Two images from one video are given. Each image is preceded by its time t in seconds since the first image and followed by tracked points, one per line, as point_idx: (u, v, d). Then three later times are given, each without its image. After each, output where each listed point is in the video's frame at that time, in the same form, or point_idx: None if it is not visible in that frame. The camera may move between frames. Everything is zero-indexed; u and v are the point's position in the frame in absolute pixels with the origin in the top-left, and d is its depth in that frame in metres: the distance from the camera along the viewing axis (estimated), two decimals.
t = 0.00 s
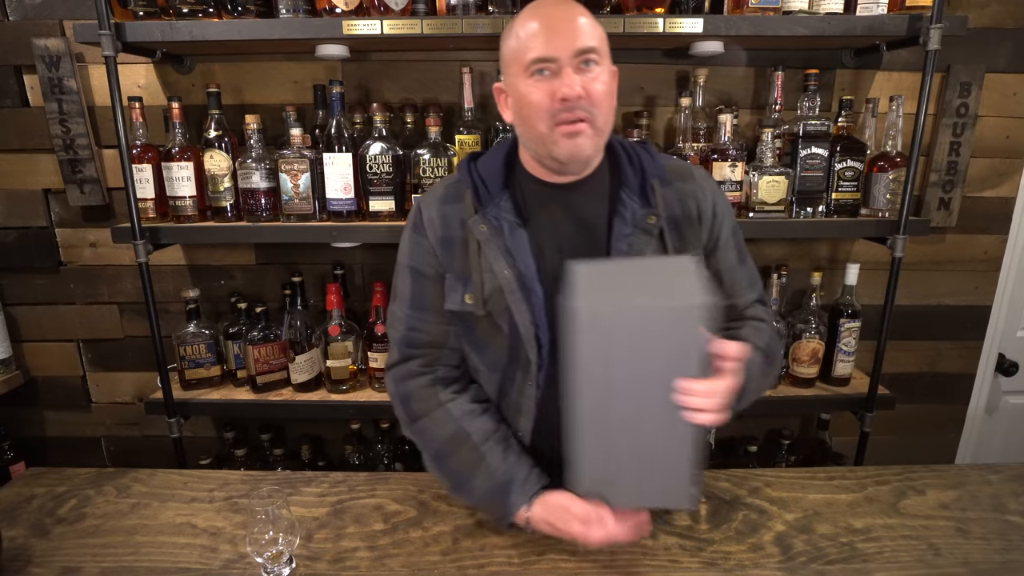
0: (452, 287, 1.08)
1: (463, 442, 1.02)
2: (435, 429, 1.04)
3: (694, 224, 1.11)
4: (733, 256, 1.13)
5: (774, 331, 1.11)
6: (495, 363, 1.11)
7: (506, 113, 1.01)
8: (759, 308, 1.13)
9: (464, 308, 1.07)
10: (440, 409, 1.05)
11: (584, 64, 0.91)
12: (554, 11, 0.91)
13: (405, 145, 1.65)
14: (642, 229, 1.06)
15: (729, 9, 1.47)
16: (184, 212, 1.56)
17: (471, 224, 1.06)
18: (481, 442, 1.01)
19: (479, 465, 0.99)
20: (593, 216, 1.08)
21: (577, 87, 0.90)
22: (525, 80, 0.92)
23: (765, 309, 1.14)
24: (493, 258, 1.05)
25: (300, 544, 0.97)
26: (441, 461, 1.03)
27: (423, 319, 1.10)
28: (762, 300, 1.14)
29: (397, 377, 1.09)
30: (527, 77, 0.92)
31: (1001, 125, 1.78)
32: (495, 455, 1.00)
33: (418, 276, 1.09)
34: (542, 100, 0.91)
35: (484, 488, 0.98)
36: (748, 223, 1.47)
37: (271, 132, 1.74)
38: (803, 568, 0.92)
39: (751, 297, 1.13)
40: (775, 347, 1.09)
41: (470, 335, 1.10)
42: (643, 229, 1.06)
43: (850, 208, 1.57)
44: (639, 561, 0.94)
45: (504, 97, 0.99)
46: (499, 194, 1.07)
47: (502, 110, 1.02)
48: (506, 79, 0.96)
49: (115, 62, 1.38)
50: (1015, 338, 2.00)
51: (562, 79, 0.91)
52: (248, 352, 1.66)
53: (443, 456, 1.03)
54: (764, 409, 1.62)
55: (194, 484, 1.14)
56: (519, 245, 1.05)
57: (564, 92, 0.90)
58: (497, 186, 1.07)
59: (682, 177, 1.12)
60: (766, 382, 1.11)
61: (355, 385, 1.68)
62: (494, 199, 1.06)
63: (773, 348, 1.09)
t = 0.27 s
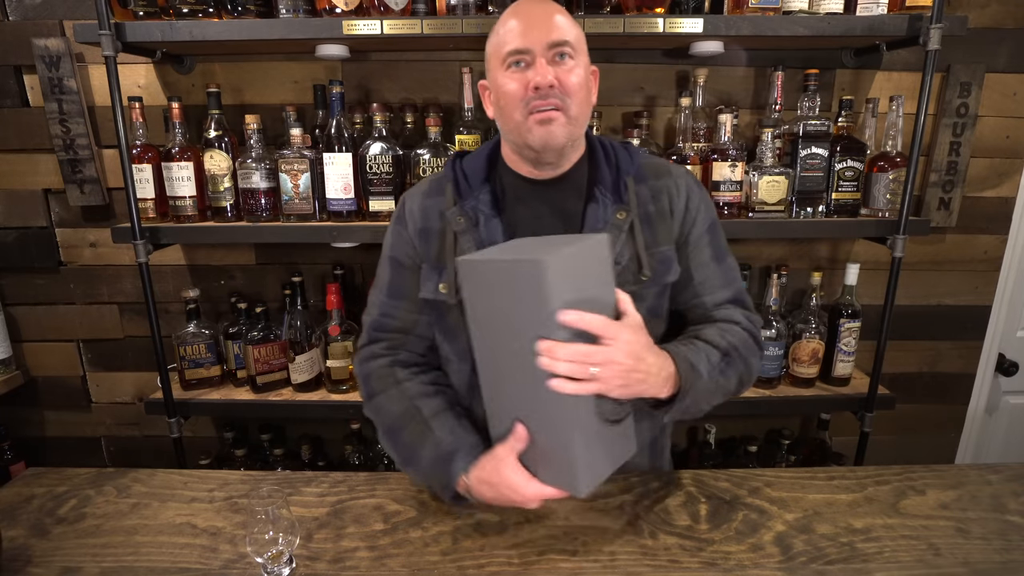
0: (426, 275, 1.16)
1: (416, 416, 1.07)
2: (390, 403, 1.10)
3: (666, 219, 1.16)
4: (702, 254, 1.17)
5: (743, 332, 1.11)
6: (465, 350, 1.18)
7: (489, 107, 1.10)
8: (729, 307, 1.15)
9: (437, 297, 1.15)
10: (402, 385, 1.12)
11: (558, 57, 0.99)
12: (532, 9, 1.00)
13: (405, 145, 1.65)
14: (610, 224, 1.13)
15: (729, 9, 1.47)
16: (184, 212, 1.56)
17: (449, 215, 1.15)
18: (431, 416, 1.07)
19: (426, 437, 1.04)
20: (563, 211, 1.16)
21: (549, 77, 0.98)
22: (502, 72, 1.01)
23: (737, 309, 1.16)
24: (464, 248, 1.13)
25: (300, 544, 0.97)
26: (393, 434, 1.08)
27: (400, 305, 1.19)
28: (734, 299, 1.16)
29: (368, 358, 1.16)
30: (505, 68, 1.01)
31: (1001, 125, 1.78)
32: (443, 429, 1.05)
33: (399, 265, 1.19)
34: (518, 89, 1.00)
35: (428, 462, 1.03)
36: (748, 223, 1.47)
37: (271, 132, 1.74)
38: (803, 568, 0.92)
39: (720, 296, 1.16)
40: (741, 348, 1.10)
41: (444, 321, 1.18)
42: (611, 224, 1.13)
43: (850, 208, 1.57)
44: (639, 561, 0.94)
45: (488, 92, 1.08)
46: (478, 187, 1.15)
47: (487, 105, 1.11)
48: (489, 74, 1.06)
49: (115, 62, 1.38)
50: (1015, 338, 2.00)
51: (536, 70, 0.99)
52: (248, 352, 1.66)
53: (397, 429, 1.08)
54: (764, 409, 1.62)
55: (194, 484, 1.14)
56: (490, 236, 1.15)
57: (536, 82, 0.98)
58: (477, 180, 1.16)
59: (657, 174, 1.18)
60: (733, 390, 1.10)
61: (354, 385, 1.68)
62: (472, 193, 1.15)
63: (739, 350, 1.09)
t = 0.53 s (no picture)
0: (408, 279, 1.19)
1: (401, 392, 1.12)
2: (376, 383, 1.15)
3: (655, 220, 1.16)
4: (695, 255, 1.17)
5: (733, 332, 1.12)
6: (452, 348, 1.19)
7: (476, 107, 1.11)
8: (720, 308, 1.16)
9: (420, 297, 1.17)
10: (388, 370, 1.16)
11: (541, 54, 1.00)
12: (515, 7, 1.01)
13: (405, 145, 1.65)
14: (597, 224, 1.14)
15: (729, 9, 1.47)
16: (184, 212, 1.56)
17: (430, 217, 1.18)
18: (414, 387, 1.13)
19: (411, 409, 1.09)
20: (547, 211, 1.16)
21: (532, 74, 0.98)
22: (487, 69, 1.02)
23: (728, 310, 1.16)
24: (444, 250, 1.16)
25: (300, 544, 0.97)
26: (381, 412, 1.12)
27: (389, 306, 1.23)
28: (726, 299, 1.17)
29: (358, 357, 1.21)
30: (489, 67, 1.01)
31: (1001, 124, 1.78)
32: (424, 396, 1.10)
33: (385, 269, 1.23)
34: (501, 86, 1.00)
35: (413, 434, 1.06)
36: (748, 222, 1.47)
37: (271, 132, 1.74)
38: (803, 568, 0.92)
39: (712, 296, 1.16)
40: (729, 348, 1.10)
41: (427, 321, 1.20)
42: (599, 224, 1.14)
43: (850, 208, 1.57)
44: (639, 561, 0.93)
45: (474, 90, 1.08)
46: (459, 190, 1.18)
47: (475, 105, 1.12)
48: (474, 73, 1.06)
49: (115, 62, 1.38)
50: (1015, 338, 2.00)
51: (520, 67, 1.00)
52: (248, 352, 1.66)
53: (384, 408, 1.12)
54: (764, 409, 1.62)
55: (194, 484, 1.14)
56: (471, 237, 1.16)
57: (519, 79, 0.99)
58: (458, 182, 1.18)
59: (646, 175, 1.18)
60: (713, 384, 1.10)
61: (354, 385, 1.68)
62: (452, 194, 1.18)
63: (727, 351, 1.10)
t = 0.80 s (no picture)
0: (404, 281, 1.20)
1: (405, 387, 1.11)
2: (379, 383, 1.14)
3: (651, 219, 1.16)
4: (690, 254, 1.17)
5: (724, 332, 1.13)
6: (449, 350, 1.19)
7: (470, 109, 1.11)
8: (716, 308, 1.16)
9: (417, 300, 1.18)
10: (390, 369, 1.15)
11: (533, 54, 1.00)
12: (507, 7, 1.01)
13: (405, 145, 1.65)
14: (594, 223, 1.15)
15: (729, 9, 1.47)
16: (184, 212, 1.56)
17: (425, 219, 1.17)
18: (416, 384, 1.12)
19: (416, 403, 1.08)
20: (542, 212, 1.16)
21: (523, 74, 0.98)
22: (479, 69, 1.02)
23: (722, 309, 1.17)
24: (441, 252, 1.16)
25: (300, 544, 0.97)
26: (384, 410, 1.11)
27: (386, 309, 1.22)
28: (720, 298, 1.17)
29: (357, 360, 1.19)
30: (482, 68, 1.02)
31: (1001, 124, 1.78)
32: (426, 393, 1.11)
33: (380, 273, 1.23)
34: (493, 86, 1.00)
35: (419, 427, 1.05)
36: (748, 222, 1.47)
37: (271, 132, 1.74)
38: (803, 568, 0.92)
39: (709, 296, 1.16)
40: (721, 348, 1.12)
41: (423, 324, 1.20)
42: (595, 223, 1.15)
43: (850, 208, 1.57)
44: (639, 561, 0.93)
45: (467, 92, 1.09)
46: (453, 192, 1.17)
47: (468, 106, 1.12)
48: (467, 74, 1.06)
49: (115, 62, 1.38)
50: (1015, 338, 2.00)
51: (512, 67, 1.00)
52: (248, 352, 1.66)
53: (387, 405, 1.11)
54: (764, 409, 1.62)
55: (194, 484, 1.14)
56: (465, 239, 1.15)
57: (510, 79, 0.99)
58: (453, 184, 1.17)
59: (640, 174, 1.18)
60: (708, 386, 1.12)
61: (354, 385, 1.68)
62: (447, 197, 1.17)
63: (718, 351, 1.11)
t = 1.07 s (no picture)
0: (398, 281, 1.20)
1: (389, 390, 1.13)
2: (367, 380, 1.17)
3: (652, 222, 1.15)
4: (690, 257, 1.17)
5: (727, 333, 1.13)
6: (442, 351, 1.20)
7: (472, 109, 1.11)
8: (715, 311, 1.16)
9: (411, 301, 1.18)
10: (379, 368, 1.17)
11: (537, 56, 1.00)
12: (511, 9, 1.01)
13: (405, 145, 1.65)
14: (595, 226, 1.13)
15: (729, 9, 1.46)
16: (184, 212, 1.56)
17: (422, 220, 1.16)
18: (401, 385, 1.14)
19: (399, 406, 1.11)
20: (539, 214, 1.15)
21: (527, 76, 0.98)
22: (482, 71, 1.02)
23: (721, 313, 1.17)
24: (433, 254, 1.14)
25: (300, 544, 0.97)
26: (371, 408, 1.14)
27: (379, 310, 1.23)
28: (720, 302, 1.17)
29: (349, 356, 1.22)
30: (485, 69, 1.02)
31: (1001, 124, 1.78)
32: (411, 394, 1.11)
33: (374, 273, 1.23)
34: (497, 89, 1.00)
35: (403, 430, 1.09)
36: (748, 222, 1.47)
37: (271, 132, 1.74)
38: (803, 568, 0.92)
39: (708, 299, 1.16)
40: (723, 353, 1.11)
41: (417, 325, 1.21)
42: (596, 226, 1.13)
43: (850, 208, 1.57)
44: (639, 561, 0.93)
45: (470, 92, 1.09)
46: (452, 193, 1.16)
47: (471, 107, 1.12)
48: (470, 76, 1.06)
49: (115, 62, 1.38)
50: (1015, 338, 2.00)
51: (515, 69, 1.00)
52: (248, 352, 1.66)
53: (374, 404, 1.14)
54: (764, 409, 1.62)
55: (194, 484, 1.14)
56: (461, 241, 1.14)
57: (514, 82, 0.99)
58: (452, 185, 1.17)
59: (642, 177, 1.18)
60: (717, 385, 1.11)
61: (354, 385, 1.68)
62: (445, 198, 1.16)
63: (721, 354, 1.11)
